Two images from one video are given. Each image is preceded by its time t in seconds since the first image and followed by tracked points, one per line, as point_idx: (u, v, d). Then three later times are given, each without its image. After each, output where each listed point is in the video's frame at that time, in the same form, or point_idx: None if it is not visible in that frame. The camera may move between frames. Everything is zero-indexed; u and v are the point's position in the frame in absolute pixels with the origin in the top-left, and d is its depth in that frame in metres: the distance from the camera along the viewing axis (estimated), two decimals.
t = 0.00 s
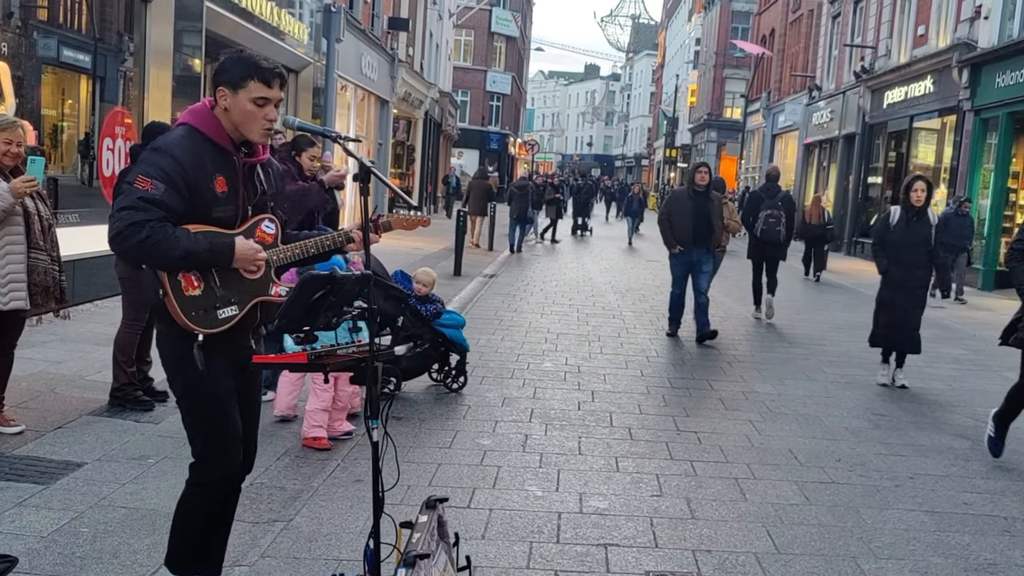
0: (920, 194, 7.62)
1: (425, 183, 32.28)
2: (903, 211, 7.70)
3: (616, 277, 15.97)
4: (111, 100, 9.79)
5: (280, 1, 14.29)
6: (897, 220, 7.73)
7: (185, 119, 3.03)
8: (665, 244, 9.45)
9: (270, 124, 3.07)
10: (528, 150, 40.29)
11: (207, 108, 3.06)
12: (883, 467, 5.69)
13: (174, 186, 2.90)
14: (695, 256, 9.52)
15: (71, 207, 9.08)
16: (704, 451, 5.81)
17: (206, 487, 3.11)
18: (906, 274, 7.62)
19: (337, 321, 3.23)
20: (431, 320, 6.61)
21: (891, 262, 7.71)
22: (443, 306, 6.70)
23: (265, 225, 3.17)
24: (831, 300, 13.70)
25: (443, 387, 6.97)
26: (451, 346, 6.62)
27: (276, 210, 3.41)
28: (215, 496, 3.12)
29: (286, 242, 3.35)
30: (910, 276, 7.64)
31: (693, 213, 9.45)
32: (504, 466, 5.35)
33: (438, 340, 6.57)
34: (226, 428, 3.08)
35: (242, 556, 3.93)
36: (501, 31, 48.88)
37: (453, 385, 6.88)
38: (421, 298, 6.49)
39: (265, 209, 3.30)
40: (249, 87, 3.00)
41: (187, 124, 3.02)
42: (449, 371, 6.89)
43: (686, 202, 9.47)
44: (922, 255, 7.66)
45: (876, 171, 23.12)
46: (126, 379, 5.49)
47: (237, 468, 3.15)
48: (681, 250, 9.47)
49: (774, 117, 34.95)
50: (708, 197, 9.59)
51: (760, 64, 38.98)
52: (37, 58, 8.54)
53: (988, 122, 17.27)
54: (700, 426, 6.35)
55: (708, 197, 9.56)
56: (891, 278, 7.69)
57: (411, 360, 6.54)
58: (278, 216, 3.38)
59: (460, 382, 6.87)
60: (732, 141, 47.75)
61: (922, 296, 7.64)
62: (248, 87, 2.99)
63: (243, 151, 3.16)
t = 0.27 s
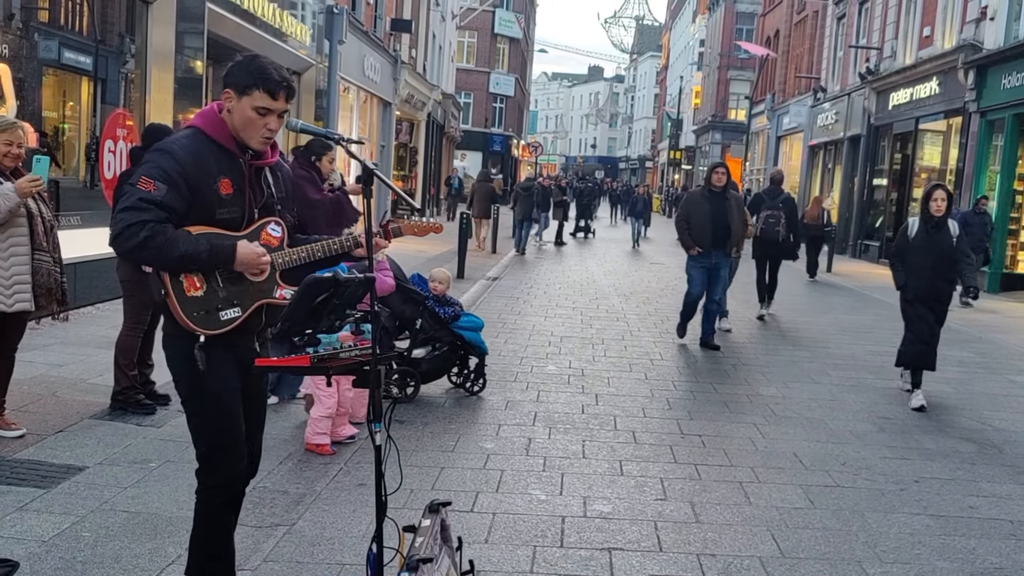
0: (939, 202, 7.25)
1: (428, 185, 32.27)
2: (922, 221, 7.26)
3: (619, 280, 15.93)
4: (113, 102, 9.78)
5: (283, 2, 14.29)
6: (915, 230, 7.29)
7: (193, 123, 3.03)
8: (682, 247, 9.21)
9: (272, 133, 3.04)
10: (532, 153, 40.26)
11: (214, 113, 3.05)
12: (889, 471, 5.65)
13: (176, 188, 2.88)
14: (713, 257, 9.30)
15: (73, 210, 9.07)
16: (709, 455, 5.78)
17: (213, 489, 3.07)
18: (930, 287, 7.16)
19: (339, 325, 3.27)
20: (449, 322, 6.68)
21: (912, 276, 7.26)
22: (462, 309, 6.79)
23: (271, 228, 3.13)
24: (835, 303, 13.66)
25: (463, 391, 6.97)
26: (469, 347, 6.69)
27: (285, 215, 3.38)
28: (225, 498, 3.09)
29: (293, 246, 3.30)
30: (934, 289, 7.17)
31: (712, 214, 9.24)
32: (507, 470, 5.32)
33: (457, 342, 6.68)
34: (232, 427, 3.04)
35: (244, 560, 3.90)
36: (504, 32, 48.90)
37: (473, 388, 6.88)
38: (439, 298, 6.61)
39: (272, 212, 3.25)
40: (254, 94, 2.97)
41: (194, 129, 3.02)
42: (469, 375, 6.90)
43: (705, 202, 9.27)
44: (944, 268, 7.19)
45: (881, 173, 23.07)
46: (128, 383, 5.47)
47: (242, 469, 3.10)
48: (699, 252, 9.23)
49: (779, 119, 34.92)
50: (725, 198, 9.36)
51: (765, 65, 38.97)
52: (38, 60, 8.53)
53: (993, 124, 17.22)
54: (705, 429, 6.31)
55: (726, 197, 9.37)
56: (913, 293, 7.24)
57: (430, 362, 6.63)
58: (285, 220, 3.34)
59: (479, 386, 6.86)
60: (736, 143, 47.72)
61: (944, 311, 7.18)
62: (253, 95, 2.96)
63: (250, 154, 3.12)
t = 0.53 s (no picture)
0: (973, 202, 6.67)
1: (432, 187, 32.25)
2: (954, 220, 6.69)
3: (624, 282, 15.89)
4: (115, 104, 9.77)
5: (286, 4, 14.29)
6: (947, 228, 6.72)
7: (205, 124, 3.01)
8: (696, 253, 8.97)
9: (280, 125, 3.01)
10: (536, 154, 40.24)
11: (224, 113, 3.04)
12: (895, 474, 5.62)
13: (189, 188, 2.88)
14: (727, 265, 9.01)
15: (75, 212, 9.07)
16: (714, 458, 5.75)
17: (232, 489, 3.05)
18: (954, 292, 6.62)
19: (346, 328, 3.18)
20: (471, 326, 6.75)
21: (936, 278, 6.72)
22: (484, 312, 6.85)
23: (280, 231, 3.16)
24: (840, 305, 13.62)
25: (484, 394, 7.01)
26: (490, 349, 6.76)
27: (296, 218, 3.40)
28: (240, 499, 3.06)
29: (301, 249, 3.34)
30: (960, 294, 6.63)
31: (725, 220, 9.03)
32: (511, 473, 5.30)
33: (479, 344, 6.75)
34: (244, 424, 3.04)
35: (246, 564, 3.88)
36: (508, 33, 48.90)
37: (495, 391, 6.92)
38: (461, 299, 6.71)
39: (282, 216, 3.28)
40: (258, 87, 2.95)
41: (205, 129, 3.01)
42: (491, 378, 6.94)
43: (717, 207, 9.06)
44: (977, 271, 6.65)
45: (887, 175, 23.01)
46: (130, 385, 5.45)
47: (256, 470, 3.09)
48: (715, 259, 8.96)
49: (784, 121, 34.86)
50: (738, 202, 9.17)
51: (770, 66, 38.92)
52: (40, 61, 8.53)
53: (999, 125, 17.17)
54: (709, 433, 6.29)
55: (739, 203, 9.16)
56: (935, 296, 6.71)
57: (453, 364, 6.72)
58: (295, 224, 3.37)
59: (500, 388, 6.89)
60: (741, 145, 47.65)
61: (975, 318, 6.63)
62: (258, 88, 2.94)
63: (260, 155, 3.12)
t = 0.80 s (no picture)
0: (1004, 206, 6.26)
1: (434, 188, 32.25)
2: (982, 227, 6.35)
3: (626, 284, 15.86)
4: (116, 105, 9.77)
5: (287, 4, 14.28)
6: (975, 236, 6.39)
7: (210, 125, 2.98)
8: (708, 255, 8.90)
9: (284, 117, 3.00)
10: (538, 156, 40.24)
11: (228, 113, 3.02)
12: (900, 476, 5.58)
13: (198, 190, 2.86)
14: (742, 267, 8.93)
15: (76, 214, 9.07)
16: (718, 461, 5.72)
17: (231, 495, 3.04)
18: (985, 303, 6.28)
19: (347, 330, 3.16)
20: (487, 328, 6.75)
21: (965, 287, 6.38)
22: (499, 315, 6.87)
23: (290, 233, 3.09)
24: (845, 307, 13.59)
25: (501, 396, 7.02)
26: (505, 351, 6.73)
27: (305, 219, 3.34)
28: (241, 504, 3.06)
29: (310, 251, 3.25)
30: (989, 305, 6.29)
31: (738, 220, 8.89)
32: (514, 476, 5.26)
33: (494, 346, 6.71)
34: (247, 429, 3.02)
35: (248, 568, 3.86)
36: (510, 33, 48.91)
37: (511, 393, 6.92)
38: (478, 300, 6.77)
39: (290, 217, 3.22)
40: (258, 82, 2.96)
41: (211, 129, 2.98)
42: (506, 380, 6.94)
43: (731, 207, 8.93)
44: (1008, 280, 6.28)
45: (892, 176, 22.97)
46: (136, 388, 5.46)
47: (258, 475, 3.08)
48: (728, 261, 8.88)
49: (788, 121, 34.82)
50: (752, 203, 9.00)
51: (774, 67, 38.90)
52: (40, 62, 8.52)
53: (1005, 126, 17.14)
54: (715, 435, 6.25)
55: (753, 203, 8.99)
56: (964, 307, 6.37)
57: (468, 366, 6.69)
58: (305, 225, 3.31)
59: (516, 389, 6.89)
60: (745, 145, 47.62)
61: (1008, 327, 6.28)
62: (257, 83, 2.95)
63: (266, 155, 3.11)
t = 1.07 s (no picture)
0: None
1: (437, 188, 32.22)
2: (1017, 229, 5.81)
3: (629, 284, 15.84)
4: (117, 105, 9.75)
5: (289, 4, 14.26)
6: (1008, 239, 5.85)
7: (209, 126, 2.97)
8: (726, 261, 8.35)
9: (281, 110, 2.99)
10: (542, 156, 40.22)
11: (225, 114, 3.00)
12: (905, 478, 5.55)
13: (199, 193, 2.84)
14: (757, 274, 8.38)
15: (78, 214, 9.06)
16: (722, 462, 5.69)
17: (237, 497, 3.02)
18: (1023, 311, 5.68)
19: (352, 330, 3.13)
20: (504, 329, 6.75)
21: (1002, 295, 5.81)
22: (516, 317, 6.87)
23: (294, 232, 3.07)
24: (849, 307, 13.54)
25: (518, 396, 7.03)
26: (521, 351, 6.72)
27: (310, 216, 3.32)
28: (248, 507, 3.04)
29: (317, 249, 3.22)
30: None
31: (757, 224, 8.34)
32: (517, 477, 5.24)
33: (510, 346, 6.70)
34: (255, 431, 3.01)
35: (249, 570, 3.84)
36: (513, 33, 48.88)
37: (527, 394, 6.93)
38: (497, 301, 6.81)
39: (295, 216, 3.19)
40: (251, 78, 2.94)
41: (210, 131, 2.96)
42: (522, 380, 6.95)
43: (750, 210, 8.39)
44: None
45: (897, 176, 22.92)
46: (138, 390, 5.45)
47: (264, 478, 3.06)
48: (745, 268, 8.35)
49: (793, 121, 34.77)
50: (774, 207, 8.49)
51: (778, 67, 38.85)
52: (40, 61, 8.51)
53: (1011, 126, 17.13)
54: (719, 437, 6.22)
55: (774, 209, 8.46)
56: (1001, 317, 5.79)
57: (485, 366, 6.69)
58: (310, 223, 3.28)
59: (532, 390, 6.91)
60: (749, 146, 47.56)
61: None
62: (251, 80, 2.94)
63: (266, 154, 3.09)
